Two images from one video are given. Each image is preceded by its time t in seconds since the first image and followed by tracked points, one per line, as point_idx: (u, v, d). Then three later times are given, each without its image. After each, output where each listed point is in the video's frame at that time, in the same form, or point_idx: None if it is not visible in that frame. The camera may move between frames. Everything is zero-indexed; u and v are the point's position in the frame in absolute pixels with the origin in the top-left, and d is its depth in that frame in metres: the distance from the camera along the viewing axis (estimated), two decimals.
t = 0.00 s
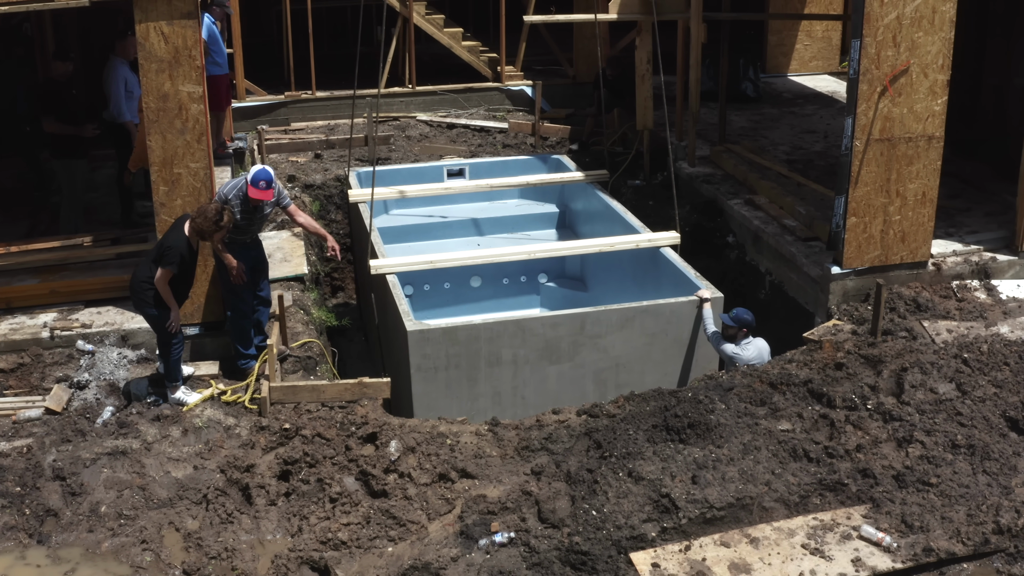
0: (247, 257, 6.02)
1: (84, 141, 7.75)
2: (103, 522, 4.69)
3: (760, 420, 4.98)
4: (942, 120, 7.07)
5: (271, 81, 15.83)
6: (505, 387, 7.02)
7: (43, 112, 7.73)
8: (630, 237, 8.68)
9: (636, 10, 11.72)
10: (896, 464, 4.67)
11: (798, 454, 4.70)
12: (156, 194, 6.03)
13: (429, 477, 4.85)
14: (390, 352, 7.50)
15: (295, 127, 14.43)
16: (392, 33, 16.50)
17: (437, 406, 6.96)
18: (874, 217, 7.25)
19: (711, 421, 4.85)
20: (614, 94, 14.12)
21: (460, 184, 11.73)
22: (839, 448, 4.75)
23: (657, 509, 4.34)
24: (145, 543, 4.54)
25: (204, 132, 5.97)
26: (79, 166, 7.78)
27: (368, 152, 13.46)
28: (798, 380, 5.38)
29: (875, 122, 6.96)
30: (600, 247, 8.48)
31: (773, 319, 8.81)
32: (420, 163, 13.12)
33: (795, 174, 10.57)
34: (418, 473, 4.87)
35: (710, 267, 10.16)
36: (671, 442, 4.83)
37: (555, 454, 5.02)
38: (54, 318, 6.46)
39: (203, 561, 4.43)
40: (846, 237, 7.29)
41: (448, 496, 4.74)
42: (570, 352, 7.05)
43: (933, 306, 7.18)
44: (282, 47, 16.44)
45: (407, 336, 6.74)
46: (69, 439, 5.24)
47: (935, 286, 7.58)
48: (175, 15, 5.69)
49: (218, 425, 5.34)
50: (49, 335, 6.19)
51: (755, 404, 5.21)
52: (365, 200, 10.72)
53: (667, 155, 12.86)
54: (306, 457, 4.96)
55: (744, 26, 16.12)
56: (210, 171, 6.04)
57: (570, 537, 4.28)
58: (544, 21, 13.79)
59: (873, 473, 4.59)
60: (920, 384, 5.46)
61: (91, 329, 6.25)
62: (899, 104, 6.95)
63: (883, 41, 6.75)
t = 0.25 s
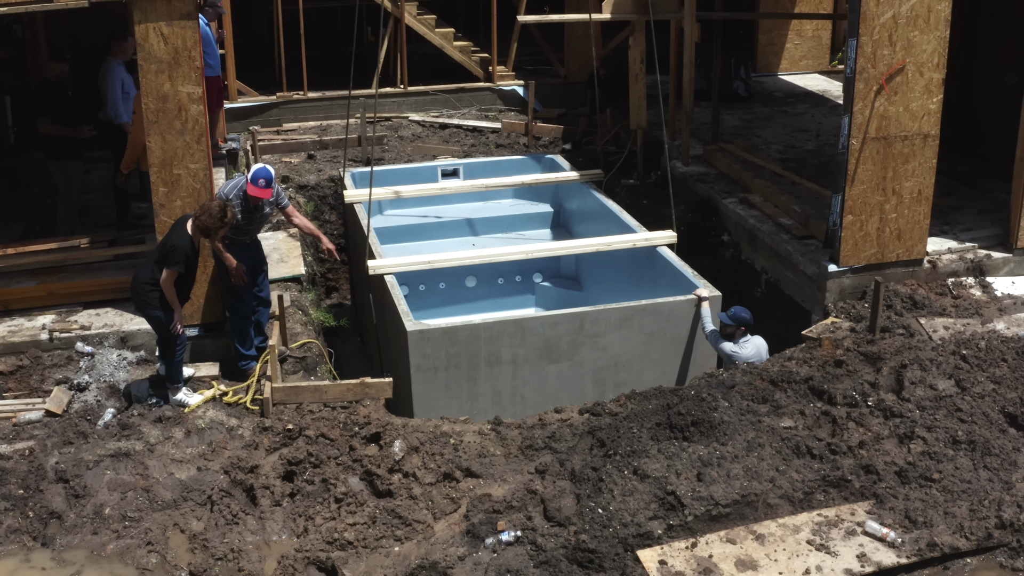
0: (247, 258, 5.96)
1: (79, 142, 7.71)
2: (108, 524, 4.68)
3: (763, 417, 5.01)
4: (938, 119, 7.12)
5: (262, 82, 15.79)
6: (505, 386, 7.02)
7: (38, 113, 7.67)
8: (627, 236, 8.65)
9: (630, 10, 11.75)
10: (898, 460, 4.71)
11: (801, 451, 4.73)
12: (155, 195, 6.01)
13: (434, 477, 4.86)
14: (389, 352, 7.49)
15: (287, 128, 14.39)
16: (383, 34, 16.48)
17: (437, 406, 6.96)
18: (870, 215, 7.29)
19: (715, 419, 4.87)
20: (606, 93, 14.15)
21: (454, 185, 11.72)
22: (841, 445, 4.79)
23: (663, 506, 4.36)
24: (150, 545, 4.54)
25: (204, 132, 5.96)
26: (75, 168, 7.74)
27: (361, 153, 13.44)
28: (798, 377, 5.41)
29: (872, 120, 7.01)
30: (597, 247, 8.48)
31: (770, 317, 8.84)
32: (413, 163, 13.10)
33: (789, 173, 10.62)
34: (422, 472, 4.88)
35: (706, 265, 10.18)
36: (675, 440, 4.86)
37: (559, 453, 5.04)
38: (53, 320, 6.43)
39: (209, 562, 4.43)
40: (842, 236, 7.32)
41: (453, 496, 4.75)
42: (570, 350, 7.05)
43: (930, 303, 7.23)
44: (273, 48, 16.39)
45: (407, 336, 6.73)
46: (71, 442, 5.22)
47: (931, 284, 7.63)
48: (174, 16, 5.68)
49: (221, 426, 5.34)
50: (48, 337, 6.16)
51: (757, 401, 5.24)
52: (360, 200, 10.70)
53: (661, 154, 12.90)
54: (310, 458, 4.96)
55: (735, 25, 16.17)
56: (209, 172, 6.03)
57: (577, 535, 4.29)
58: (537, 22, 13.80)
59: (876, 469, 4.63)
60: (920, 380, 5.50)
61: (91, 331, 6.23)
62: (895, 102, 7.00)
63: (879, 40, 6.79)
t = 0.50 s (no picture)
0: (247, 259, 5.95)
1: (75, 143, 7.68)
2: (111, 526, 4.67)
3: (765, 415, 5.04)
4: (933, 117, 7.17)
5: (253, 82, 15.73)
6: (504, 385, 7.01)
7: (32, 114, 7.64)
8: (623, 235, 8.63)
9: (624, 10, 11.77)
10: (900, 456, 4.74)
11: (804, 448, 4.77)
12: (154, 196, 6.00)
13: (438, 477, 4.87)
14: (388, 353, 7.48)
15: (279, 128, 14.36)
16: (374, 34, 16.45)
17: (436, 405, 6.94)
18: (866, 213, 7.33)
19: (718, 416, 4.89)
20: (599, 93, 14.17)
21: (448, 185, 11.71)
22: (843, 442, 4.82)
23: (668, 504, 4.38)
24: (155, 546, 4.54)
25: (204, 133, 5.94)
26: (70, 169, 7.71)
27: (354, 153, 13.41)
28: (799, 374, 5.43)
29: (867, 119, 7.05)
30: (594, 246, 8.48)
31: (767, 315, 8.87)
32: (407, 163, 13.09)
33: (782, 171, 10.66)
34: (426, 472, 4.88)
35: (701, 263, 10.18)
36: (678, 438, 4.88)
37: (562, 451, 5.05)
38: (51, 322, 6.40)
39: (215, 563, 4.43)
40: (839, 234, 7.36)
41: (458, 495, 4.75)
42: (569, 349, 7.05)
43: (926, 300, 7.28)
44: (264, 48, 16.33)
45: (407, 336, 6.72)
46: (72, 444, 5.21)
47: (926, 281, 7.68)
48: (173, 16, 5.67)
49: (223, 427, 5.34)
50: (47, 339, 6.12)
51: (758, 399, 5.27)
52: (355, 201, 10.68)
53: (654, 153, 12.93)
54: (313, 458, 4.96)
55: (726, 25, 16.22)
56: (209, 173, 6.02)
57: (583, 533, 4.31)
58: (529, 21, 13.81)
59: (878, 466, 4.66)
60: (919, 377, 5.53)
61: (90, 333, 6.20)
62: (890, 101, 7.04)
63: (875, 39, 6.83)
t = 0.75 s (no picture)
0: (248, 260, 5.94)
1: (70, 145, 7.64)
2: (116, 529, 4.66)
3: (767, 412, 5.07)
4: (928, 116, 7.22)
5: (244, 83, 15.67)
6: (503, 385, 6.93)
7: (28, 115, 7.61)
8: (619, 235, 8.63)
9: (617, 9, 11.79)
10: (901, 452, 4.78)
11: (806, 445, 4.80)
12: (153, 198, 5.98)
13: (442, 476, 4.87)
14: (387, 354, 7.48)
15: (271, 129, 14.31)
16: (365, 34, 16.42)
17: (436, 405, 6.86)
18: (862, 211, 7.38)
19: (721, 414, 4.92)
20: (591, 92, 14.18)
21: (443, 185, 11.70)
22: (846, 438, 4.85)
23: (673, 501, 4.41)
24: (160, 548, 4.54)
25: (203, 134, 5.93)
26: (66, 171, 7.68)
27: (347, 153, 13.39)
28: (799, 372, 5.46)
29: (863, 118, 7.09)
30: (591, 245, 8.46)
31: (763, 313, 8.92)
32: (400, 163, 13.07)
33: (776, 170, 10.71)
34: (430, 472, 4.89)
35: (696, 262, 10.23)
36: (681, 436, 4.90)
37: (565, 450, 5.06)
38: (49, 324, 6.37)
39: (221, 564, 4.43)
40: (835, 232, 7.40)
41: (462, 494, 4.76)
42: (567, 349, 6.98)
43: (922, 298, 7.33)
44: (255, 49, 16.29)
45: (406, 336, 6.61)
46: (74, 446, 5.19)
47: (921, 279, 7.73)
48: (172, 17, 5.66)
49: (226, 429, 5.33)
50: (46, 342, 6.09)
51: (759, 396, 5.30)
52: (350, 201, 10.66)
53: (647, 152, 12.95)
54: (317, 459, 4.96)
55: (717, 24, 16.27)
56: (208, 174, 6.01)
57: (589, 532, 4.33)
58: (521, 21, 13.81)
59: (880, 462, 4.69)
60: (918, 374, 5.57)
61: (89, 335, 6.17)
62: (886, 100, 7.09)
63: (871, 38, 6.87)
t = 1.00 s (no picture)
0: (250, 261, 5.93)
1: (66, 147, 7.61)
2: (120, 531, 4.66)
3: (769, 410, 5.10)
4: (923, 114, 7.27)
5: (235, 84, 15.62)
6: (502, 384, 6.91)
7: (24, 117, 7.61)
8: (616, 234, 8.64)
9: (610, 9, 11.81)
10: (903, 449, 4.82)
11: (809, 442, 4.84)
12: (153, 199, 5.97)
13: (446, 476, 4.88)
14: (386, 354, 7.50)
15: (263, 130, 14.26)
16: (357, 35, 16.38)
17: (435, 405, 6.83)
18: (858, 209, 7.42)
19: (724, 412, 4.95)
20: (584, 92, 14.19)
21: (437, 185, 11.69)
22: (848, 435, 4.89)
23: (678, 499, 4.44)
24: (166, 550, 4.54)
25: (202, 135, 5.92)
26: (62, 172, 7.64)
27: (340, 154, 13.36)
28: (799, 370, 5.49)
29: (859, 116, 7.13)
30: (588, 244, 8.46)
31: (759, 311, 8.94)
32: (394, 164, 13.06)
33: (770, 169, 10.75)
34: (435, 471, 4.90)
35: (691, 261, 10.23)
36: (684, 434, 4.92)
37: (568, 448, 5.07)
38: (48, 326, 6.35)
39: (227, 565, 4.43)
40: (831, 230, 7.44)
41: (467, 493, 4.77)
42: (566, 347, 6.96)
43: (918, 295, 7.38)
44: (246, 50, 16.23)
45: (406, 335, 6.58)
46: (76, 449, 5.17)
47: (917, 276, 7.78)
48: (172, 18, 5.65)
49: (229, 430, 5.33)
50: (44, 344, 6.05)
51: (761, 394, 5.33)
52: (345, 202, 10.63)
53: (640, 152, 12.98)
54: (321, 459, 4.96)
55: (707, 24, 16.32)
56: (208, 175, 6.00)
57: (595, 529, 4.35)
58: (514, 21, 13.82)
59: (882, 458, 4.73)
60: (917, 371, 5.61)
61: (88, 336, 6.14)
62: (881, 99, 7.13)
63: (866, 37, 6.92)
